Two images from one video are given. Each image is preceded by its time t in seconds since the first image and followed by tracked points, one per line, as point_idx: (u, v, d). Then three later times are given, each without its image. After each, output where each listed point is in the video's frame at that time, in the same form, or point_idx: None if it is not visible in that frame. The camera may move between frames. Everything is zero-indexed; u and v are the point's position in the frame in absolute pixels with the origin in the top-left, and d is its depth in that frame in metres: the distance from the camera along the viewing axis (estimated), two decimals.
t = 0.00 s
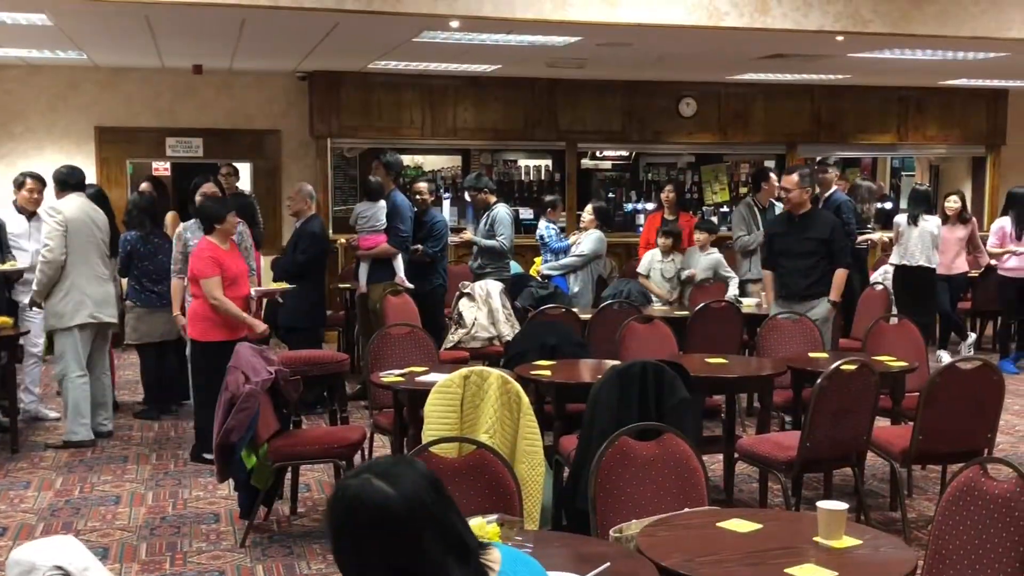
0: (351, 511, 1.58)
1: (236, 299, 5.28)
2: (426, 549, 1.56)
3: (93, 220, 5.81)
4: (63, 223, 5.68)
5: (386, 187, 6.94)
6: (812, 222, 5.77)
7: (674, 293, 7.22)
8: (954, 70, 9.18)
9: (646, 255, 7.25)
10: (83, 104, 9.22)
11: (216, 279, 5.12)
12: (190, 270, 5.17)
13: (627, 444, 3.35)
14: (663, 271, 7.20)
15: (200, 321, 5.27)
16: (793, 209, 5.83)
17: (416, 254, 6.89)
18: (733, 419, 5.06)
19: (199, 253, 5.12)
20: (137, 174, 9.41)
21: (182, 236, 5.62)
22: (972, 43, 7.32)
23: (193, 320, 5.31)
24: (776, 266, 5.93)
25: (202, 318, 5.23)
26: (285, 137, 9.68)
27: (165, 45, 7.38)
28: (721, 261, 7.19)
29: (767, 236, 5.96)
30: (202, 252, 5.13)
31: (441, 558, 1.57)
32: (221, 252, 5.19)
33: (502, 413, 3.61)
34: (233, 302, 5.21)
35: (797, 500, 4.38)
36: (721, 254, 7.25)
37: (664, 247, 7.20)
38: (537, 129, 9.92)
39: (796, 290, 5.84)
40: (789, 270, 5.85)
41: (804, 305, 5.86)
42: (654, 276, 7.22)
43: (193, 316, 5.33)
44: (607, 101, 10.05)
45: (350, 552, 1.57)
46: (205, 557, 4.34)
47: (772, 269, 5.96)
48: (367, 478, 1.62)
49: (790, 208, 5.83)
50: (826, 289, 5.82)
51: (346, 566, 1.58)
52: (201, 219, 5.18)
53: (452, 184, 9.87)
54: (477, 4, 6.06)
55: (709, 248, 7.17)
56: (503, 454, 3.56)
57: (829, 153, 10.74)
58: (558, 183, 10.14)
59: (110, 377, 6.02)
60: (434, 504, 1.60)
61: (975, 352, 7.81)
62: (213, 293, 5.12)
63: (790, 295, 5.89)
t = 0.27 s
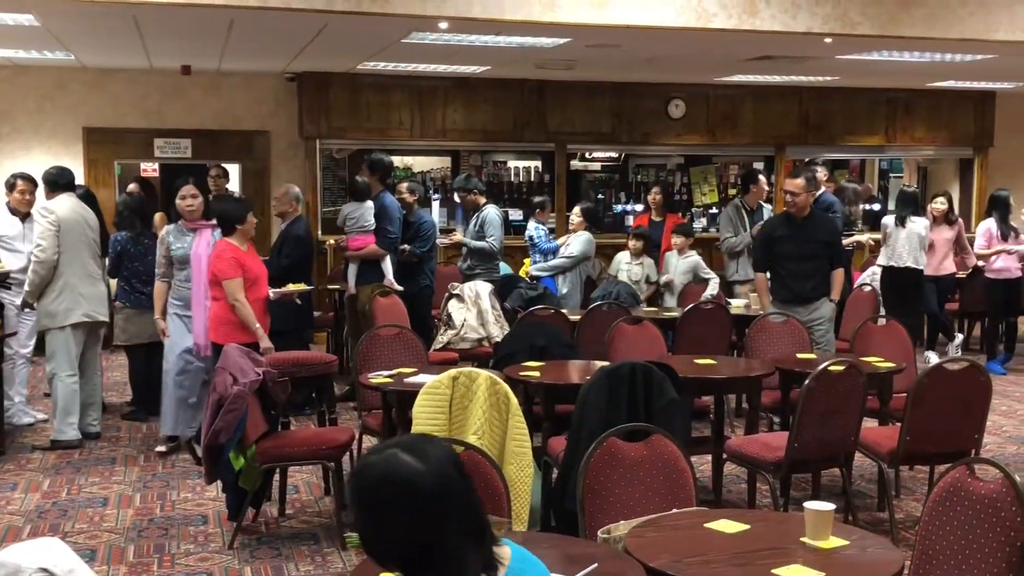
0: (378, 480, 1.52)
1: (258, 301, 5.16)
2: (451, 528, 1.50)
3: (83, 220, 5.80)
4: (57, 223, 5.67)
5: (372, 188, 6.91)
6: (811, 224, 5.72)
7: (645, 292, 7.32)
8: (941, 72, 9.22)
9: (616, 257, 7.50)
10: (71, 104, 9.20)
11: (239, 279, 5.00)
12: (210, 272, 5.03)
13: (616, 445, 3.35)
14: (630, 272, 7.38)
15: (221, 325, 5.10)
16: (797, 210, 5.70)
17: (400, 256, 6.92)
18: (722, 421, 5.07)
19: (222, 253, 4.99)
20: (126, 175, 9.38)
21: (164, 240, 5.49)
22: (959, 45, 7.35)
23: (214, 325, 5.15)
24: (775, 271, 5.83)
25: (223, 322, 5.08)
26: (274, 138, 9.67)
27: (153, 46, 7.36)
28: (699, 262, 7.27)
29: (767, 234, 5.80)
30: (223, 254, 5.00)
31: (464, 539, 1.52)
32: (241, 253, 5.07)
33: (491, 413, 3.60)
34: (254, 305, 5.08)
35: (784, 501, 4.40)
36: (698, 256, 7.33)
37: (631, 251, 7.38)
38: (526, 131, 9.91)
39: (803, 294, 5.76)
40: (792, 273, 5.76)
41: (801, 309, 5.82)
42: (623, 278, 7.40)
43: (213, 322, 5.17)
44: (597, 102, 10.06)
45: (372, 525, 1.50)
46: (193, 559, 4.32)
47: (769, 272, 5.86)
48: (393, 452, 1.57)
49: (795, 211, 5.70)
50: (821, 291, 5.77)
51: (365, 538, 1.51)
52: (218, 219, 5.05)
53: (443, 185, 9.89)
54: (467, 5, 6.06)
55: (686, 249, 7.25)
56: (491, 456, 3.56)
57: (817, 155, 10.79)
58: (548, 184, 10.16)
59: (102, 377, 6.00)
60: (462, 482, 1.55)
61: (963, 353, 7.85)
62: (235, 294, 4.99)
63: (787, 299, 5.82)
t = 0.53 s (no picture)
0: (421, 456, 1.63)
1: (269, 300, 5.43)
2: (496, 498, 1.60)
3: (72, 219, 5.77)
4: (46, 223, 5.64)
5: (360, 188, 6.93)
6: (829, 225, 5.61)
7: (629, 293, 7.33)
8: (929, 73, 9.25)
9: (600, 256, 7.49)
10: (59, 104, 9.17)
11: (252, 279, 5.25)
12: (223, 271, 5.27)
13: (604, 446, 3.35)
14: (614, 271, 7.35)
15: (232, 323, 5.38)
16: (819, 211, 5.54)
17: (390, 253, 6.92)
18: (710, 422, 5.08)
19: (236, 253, 5.23)
20: (114, 175, 9.35)
21: (132, 241, 5.38)
22: (947, 47, 7.38)
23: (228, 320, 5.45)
24: (798, 276, 5.67)
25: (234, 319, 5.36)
26: (263, 138, 9.65)
27: (141, 46, 7.34)
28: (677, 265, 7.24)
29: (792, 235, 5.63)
30: (237, 254, 5.24)
31: (507, 507, 1.61)
32: (254, 256, 5.29)
33: (480, 414, 3.59)
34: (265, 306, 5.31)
35: (773, 501, 4.40)
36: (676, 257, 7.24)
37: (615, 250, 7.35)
38: (516, 132, 9.91)
39: (829, 298, 5.63)
40: (819, 276, 5.61)
41: (828, 310, 5.68)
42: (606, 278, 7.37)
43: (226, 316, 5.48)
44: (586, 102, 10.06)
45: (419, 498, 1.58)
46: (181, 559, 4.31)
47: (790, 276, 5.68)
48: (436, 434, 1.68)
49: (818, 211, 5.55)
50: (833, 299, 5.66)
51: (413, 514, 1.59)
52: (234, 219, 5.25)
53: (433, 185, 9.88)
54: (456, 5, 6.06)
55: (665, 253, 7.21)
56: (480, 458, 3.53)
57: (806, 156, 10.81)
58: (538, 185, 10.16)
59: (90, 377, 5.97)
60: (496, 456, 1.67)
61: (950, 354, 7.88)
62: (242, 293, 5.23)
63: (811, 304, 5.65)
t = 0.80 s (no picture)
0: (427, 449, 1.77)
1: (291, 304, 5.38)
2: (495, 488, 1.75)
3: (63, 219, 5.75)
4: (37, 224, 5.62)
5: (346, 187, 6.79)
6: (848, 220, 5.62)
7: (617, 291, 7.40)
8: (917, 74, 9.28)
9: (589, 256, 7.49)
10: (49, 104, 9.14)
11: (274, 282, 5.20)
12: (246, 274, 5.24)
13: (595, 446, 3.35)
14: (603, 270, 7.37)
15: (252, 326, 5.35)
16: (846, 208, 5.56)
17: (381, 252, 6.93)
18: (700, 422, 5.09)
19: (258, 256, 5.18)
20: (104, 174, 9.32)
21: (103, 242, 5.32)
22: (938, 48, 7.40)
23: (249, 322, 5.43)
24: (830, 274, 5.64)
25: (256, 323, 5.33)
26: (253, 137, 9.62)
27: (131, 45, 7.32)
28: (657, 262, 7.25)
29: (823, 234, 5.59)
30: (261, 256, 5.21)
31: (506, 497, 1.76)
32: (276, 258, 5.27)
33: (470, 412, 3.58)
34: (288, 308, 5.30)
35: (762, 500, 4.41)
36: (656, 254, 7.28)
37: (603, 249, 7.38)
38: (507, 132, 9.90)
39: (859, 296, 5.64)
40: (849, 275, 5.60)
41: (857, 308, 5.69)
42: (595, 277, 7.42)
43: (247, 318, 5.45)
44: (577, 102, 10.07)
45: (427, 489, 1.73)
46: (171, 560, 4.30)
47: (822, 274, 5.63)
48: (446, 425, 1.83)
49: (845, 209, 5.57)
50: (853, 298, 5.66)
51: (421, 503, 1.74)
52: (257, 222, 5.22)
53: (423, 185, 9.87)
54: (448, 5, 6.05)
55: (646, 252, 7.22)
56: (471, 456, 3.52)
57: (797, 157, 10.83)
58: (528, 185, 10.17)
59: (80, 376, 5.95)
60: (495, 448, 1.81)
61: (940, 354, 7.90)
62: (265, 296, 5.20)
63: (843, 301, 5.64)
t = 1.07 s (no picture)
0: (423, 445, 1.79)
1: (322, 302, 5.23)
2: (491, 489, 1.74)
3: (55, 221, 5.73)
4: (28, 226, 5.60)
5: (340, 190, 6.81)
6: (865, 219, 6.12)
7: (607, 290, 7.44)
8: (909, 76, 9.30)
9: (579, 257, 7.51)
10: (41, 103, 9.12)
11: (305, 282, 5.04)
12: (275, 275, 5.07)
13: (587, 447, 3.36)
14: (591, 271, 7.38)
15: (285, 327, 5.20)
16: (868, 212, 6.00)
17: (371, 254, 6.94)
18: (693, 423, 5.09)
19: (286, 257, 5.01)
20: (96, 174, 9.30)
21: (83, 247, 5.08)
22: (930, 50, 7.42)
23: (280, 325, 5.26)
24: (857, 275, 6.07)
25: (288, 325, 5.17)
26: (247, 138, 9.61)
27: (124, 45, 7.31)
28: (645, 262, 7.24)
29: (851, 237, 6.06)
30: (289, 256, 5.04)
31: (501, 495, 1.75)
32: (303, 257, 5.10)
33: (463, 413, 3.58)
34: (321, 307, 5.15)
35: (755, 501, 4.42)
36: (644, 254, 7.27)
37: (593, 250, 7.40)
38: (500, 133, 9.90)
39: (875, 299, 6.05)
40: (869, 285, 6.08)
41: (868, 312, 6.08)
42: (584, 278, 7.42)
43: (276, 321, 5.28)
44: (571, 104, 10.08)
45: (419, 484, 1.75)
46: (163, 561, 4.29)
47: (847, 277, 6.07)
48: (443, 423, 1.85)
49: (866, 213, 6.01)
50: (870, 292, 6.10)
51: (413, 498, 1.76)
52: (281, 221, 5.04)
53: (417, 186, 9.87)
54: (441, 6, 6.05)
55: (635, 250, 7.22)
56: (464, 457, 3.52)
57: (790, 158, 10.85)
58: (522, 186, 10.18)
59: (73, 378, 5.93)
60: (497, 450, 1.81)
61: (932, 356, 7.93)
62: (299, 298, 5.03)
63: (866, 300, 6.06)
